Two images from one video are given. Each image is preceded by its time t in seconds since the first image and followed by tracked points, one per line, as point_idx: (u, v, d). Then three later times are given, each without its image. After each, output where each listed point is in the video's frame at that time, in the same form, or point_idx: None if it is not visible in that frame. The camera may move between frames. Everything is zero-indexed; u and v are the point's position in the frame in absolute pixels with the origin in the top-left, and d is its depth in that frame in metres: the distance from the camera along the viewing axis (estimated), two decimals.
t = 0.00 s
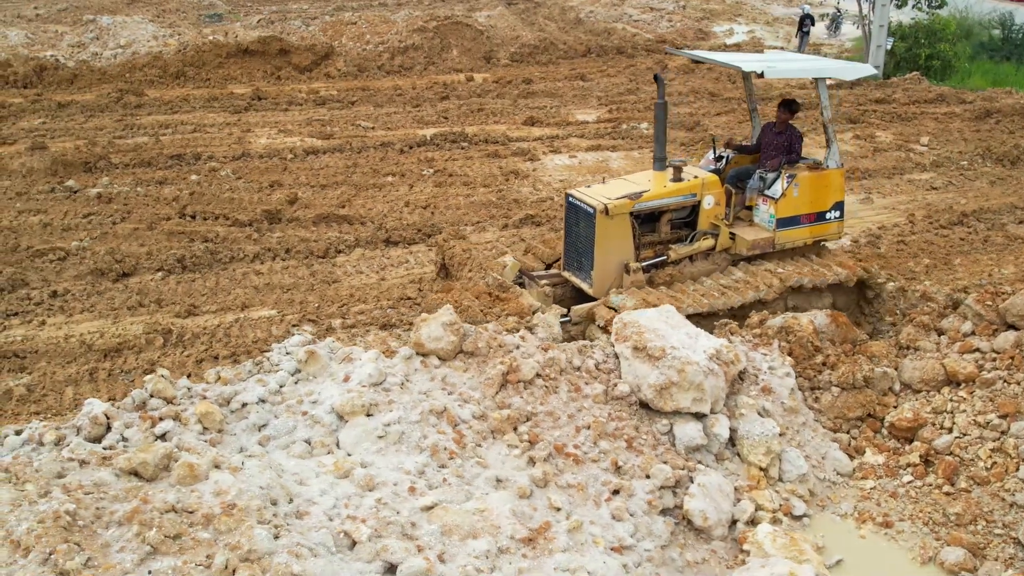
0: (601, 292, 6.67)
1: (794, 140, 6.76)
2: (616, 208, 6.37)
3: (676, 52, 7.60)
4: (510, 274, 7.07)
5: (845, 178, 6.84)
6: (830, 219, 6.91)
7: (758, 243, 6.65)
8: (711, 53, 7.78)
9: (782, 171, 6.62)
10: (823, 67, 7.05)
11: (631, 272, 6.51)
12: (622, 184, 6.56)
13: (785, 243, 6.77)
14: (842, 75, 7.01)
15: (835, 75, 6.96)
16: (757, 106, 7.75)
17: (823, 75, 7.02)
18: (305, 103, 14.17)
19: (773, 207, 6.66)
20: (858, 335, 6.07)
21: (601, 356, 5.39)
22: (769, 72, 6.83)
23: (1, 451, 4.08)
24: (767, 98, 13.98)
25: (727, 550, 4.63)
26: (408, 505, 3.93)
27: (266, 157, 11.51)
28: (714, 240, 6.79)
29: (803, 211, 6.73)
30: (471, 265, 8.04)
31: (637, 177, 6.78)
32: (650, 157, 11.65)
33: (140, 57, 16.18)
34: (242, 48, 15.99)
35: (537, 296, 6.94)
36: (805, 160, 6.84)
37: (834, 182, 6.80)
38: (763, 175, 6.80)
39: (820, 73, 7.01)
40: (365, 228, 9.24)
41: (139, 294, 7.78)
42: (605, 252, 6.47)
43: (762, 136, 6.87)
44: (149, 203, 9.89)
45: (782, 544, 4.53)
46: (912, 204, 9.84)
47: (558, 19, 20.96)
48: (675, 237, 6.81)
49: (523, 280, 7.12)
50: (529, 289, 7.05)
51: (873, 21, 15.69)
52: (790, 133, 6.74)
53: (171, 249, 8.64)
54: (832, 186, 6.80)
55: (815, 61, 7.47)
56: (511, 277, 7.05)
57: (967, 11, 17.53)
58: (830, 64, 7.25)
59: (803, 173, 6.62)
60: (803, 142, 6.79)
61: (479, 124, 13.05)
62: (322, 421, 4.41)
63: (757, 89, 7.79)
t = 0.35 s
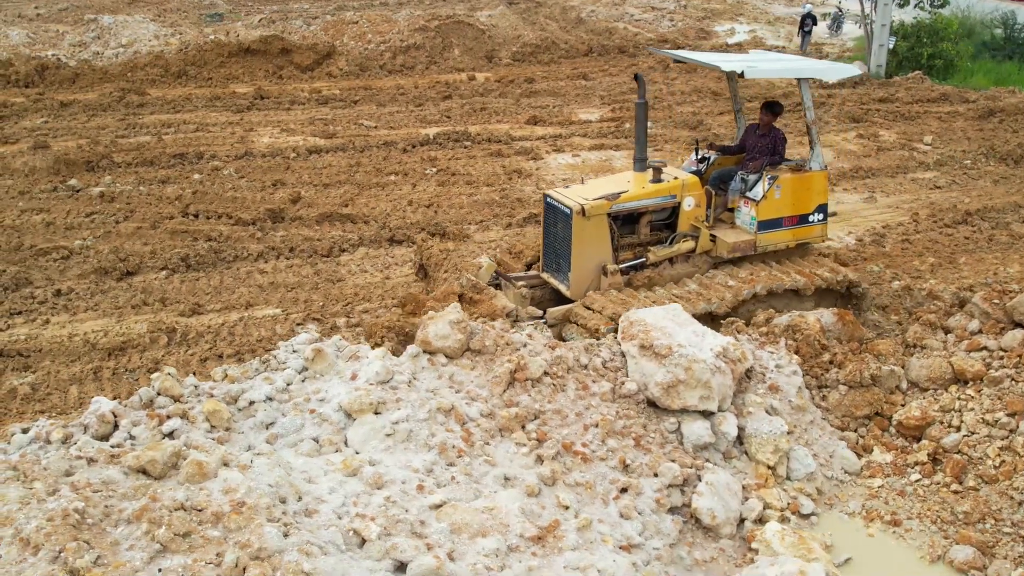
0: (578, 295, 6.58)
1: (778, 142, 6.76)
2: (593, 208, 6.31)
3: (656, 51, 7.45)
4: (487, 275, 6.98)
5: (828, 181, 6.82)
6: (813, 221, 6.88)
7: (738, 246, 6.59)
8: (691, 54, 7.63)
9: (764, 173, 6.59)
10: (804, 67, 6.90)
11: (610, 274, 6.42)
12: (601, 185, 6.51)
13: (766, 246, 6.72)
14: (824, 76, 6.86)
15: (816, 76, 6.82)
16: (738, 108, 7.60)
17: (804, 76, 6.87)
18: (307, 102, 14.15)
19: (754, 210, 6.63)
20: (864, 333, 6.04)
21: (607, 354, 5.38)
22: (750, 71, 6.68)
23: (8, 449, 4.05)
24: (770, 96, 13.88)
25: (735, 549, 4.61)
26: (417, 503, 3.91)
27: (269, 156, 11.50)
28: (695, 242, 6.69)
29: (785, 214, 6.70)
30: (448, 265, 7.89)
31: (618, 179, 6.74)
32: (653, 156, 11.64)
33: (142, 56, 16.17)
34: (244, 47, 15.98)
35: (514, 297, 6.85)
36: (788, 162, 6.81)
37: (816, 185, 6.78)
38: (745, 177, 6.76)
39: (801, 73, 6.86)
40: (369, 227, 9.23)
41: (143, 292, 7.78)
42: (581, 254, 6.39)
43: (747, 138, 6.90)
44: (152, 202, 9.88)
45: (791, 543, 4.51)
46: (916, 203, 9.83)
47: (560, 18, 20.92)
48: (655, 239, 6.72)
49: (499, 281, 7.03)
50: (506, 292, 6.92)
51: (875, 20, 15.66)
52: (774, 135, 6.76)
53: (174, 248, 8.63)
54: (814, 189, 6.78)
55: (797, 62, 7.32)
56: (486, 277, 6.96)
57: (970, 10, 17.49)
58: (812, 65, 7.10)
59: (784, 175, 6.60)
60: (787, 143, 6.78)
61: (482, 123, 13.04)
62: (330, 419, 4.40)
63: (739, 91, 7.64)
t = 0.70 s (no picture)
0: (554, 298, 6.58)
1: (758, 144, 6.85)
2: (569, 210, 6.33)
3: (635, 53, 7.45)
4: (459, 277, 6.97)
5: (809, 184, 6.83)
6: (794, 224, 6.88)
7: (717, 249, 6.59)
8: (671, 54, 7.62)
9: (743, 175, 6.61)
10: (784, 69, 6.89)
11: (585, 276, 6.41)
12: (578, 187, 6.52)
13: (746, 249, 6.71)
14: (803, 77, 6.86)
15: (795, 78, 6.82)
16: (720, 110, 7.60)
17: (783, 78, 6.88)
18: (308, 102, 14.14)
19: (734, 212, 6.63)
20: (870, 332, 6.04)
21: (613, 353, 5.36)
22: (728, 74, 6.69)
23: (14, 449, 4.03)
24: (771, 95, 13.87)
25: (742, 548, 4.60)
26: (424, 502, 3.90)
27: (271, 155, 11.49)
28: (673, 245, 6.72)
29: (765, 216, 6.70)
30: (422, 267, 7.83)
31: (596, 181, 6.75)
32: (656, 155, 11.62)
33: (143, 56, 16.16)
34: (245, 46, 15.96)
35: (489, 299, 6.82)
36: (768, 165, 6.83)
37: (797, 188, 6.80)
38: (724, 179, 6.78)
39: (780, 74, 6.86)
40: (372, 226, 9.23)
41: (147, 292, 7.78)
42: (556, 256, 6.39)
43: (727, 141, 7.02)
44: (154, 202, 9.86)
45: (798, 542, 4.49)
46: (919, 202, 9.81)
47: (561, 18, 20.90)
48: (632, 242, 6.73)
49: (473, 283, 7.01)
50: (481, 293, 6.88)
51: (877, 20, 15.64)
52: (753, 137, 6.86)
53: (177, 247, 8.62)
54: (795, 193, 6.79)
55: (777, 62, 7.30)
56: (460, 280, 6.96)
57: (972, 10, 17.46)
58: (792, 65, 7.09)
59: (765, 178, 6.61)
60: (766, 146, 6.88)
61: (484, 122, 13.02)
62: (336, 418, 4.39)
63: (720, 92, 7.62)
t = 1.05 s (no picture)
0: (530, 302, 6.55)
1: (739, 147, 6.69)
2: (544, 214, 6.28)
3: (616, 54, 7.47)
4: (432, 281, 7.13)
5: (792, 188, 6.64)
6: (775, 229, 6.69)
7: (696, 254, 6.49)
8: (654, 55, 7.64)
9: (723, 179, 6.47)
10: (763, 71, 6.89)
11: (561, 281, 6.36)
12: (554, 190, 6.47)
13: (725, 254, 6.57)
14: (783, 79, 6.84)
15: (775, 80, 6.81)
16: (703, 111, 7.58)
17: (763, 80, 6.84)
18: (311, 102, 14.13)
19: (713, 216, 6.49)
20: (877, 332, 6.03)
21: (619, 354, 5.34)
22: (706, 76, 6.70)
23: (22, 450, 4.03)
24: (774, 95, 13.86)
25: (751, 550, 4.60)
26: (435, 503, 3.90)
27: (274, 155, 11.49)
28: (651, 249, 6.64)
29: (745, 221, 6.53)
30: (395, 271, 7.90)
31: (574, 183, 6.70)
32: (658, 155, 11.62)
33: (145, 55, 16.15)
34: (247, 46, 15.95)
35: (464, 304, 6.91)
36: (750, 169, 6.67)
37: (779, 192, 6.61)
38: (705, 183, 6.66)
39: (760, 77, 6.83)
40: (377, 226, 9.23)
41: (151, 292, 7.78)
42: (532, 260, 6.35)
43: (707, 144, 6.80)
44: (157, 202, 9.86)
45: (807, 543, 4.49)
46: (923, 202, 9.81)
47: (562, 18, 20.86)
48: (611, 246, 6.67)
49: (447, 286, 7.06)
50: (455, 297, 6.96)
51: (879, 19, 15.63)
52: (734, 139, 6.68)
53: (181, 247, 8.62)
54: (777, 197, 6.61)
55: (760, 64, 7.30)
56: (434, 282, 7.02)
57: (974, 10, 17.46)
58: (773, 66, 7.07)
59: (745, 182, 6.44)
60: (747, 148, 6.70)
61: (487, 122, 13.02)
62: (345, 419, 4.38)
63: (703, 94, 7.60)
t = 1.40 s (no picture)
0: (510, 307, 6.52)
1: (722, 150, 6.59)
2: (522, 217, 6.26)
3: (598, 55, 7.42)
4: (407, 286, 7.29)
5: (774, 191, 6.59)
6: (758, 233, 6.65)
7: (677, 258, 6.45)
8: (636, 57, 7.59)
9: (705, 182, 6.43)
10: (744, 74, 6.83)
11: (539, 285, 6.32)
12: (534, 194, 6.47)
13: (707, 258, 6.54)
14: (765, 81, 6.80)
15: (756, 82, 6.77)
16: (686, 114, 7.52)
17: (746, 83, 6.79)
18: (314, 102, 14.13)
19: (695, 220, 6.45)
20: (886, 333, 6.05)
21: (629, 355, 5.33)
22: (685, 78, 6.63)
23: (35, 449, 4.03)
24: (777, 95, 13.86)
25: (764, 550, 4.59)
26: (450, 504, 3.89)
27: (279, 155, 11.48)
28: (632, 253, 6.60)
29: (727, 225, 6.50)
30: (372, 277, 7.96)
31: (555, 188, 6.70)
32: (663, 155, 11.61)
33: (148, 56, 16.14)
34: (250, 46, 15.95)
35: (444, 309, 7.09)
36: (733, 172, 6.62)
37: (762, 196, 6.57)
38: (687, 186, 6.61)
39: (743, 80, 6.78)
40: (383, 227, 9.23)
41: (158, 292, 7.80)
42: (510, 263, 6.33)
43: (691, 146, 6.76)
44: (162, 202, 9.86)
45: (820, 543, 4.48)
46: (929, 202, 9.80)
47: (563, 18, 20.82)
48: (591, 250, 6.64)
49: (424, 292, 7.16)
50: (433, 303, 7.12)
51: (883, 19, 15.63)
52: (717, 141, 6.60)
53: (188, 247, 8.62)
54: (760, 200, 6.56)
55: (742, 67, 7.26)
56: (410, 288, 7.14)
57: (977, 10, 17.47)
58: (755, 69, 7.03)
59: (727, 185, 6.40)
60: (731, 150, 6.60)
61: (491, 122, 13.03)
62: (358, 419, 4.38)
63: (686, 96, 7.53)
